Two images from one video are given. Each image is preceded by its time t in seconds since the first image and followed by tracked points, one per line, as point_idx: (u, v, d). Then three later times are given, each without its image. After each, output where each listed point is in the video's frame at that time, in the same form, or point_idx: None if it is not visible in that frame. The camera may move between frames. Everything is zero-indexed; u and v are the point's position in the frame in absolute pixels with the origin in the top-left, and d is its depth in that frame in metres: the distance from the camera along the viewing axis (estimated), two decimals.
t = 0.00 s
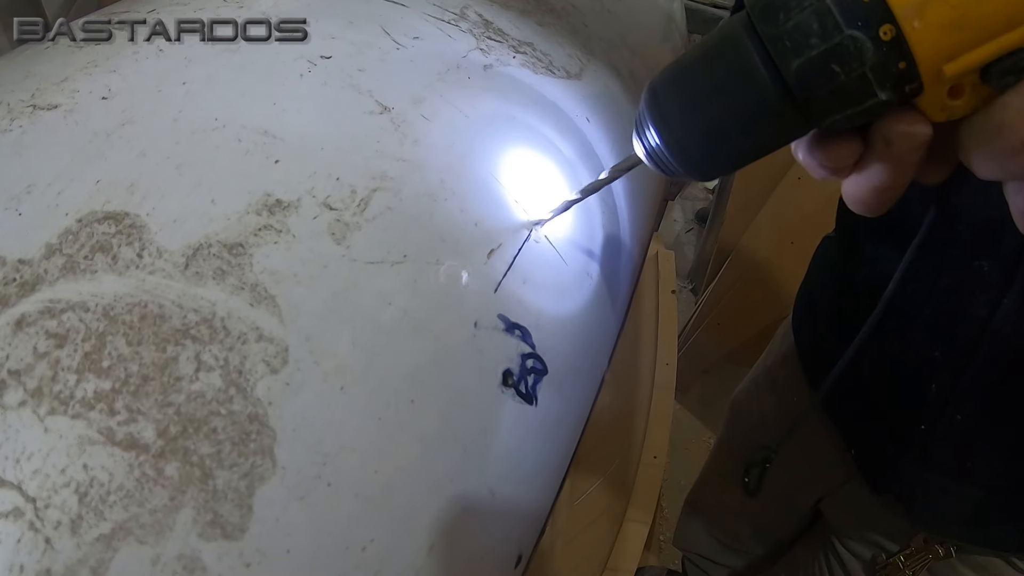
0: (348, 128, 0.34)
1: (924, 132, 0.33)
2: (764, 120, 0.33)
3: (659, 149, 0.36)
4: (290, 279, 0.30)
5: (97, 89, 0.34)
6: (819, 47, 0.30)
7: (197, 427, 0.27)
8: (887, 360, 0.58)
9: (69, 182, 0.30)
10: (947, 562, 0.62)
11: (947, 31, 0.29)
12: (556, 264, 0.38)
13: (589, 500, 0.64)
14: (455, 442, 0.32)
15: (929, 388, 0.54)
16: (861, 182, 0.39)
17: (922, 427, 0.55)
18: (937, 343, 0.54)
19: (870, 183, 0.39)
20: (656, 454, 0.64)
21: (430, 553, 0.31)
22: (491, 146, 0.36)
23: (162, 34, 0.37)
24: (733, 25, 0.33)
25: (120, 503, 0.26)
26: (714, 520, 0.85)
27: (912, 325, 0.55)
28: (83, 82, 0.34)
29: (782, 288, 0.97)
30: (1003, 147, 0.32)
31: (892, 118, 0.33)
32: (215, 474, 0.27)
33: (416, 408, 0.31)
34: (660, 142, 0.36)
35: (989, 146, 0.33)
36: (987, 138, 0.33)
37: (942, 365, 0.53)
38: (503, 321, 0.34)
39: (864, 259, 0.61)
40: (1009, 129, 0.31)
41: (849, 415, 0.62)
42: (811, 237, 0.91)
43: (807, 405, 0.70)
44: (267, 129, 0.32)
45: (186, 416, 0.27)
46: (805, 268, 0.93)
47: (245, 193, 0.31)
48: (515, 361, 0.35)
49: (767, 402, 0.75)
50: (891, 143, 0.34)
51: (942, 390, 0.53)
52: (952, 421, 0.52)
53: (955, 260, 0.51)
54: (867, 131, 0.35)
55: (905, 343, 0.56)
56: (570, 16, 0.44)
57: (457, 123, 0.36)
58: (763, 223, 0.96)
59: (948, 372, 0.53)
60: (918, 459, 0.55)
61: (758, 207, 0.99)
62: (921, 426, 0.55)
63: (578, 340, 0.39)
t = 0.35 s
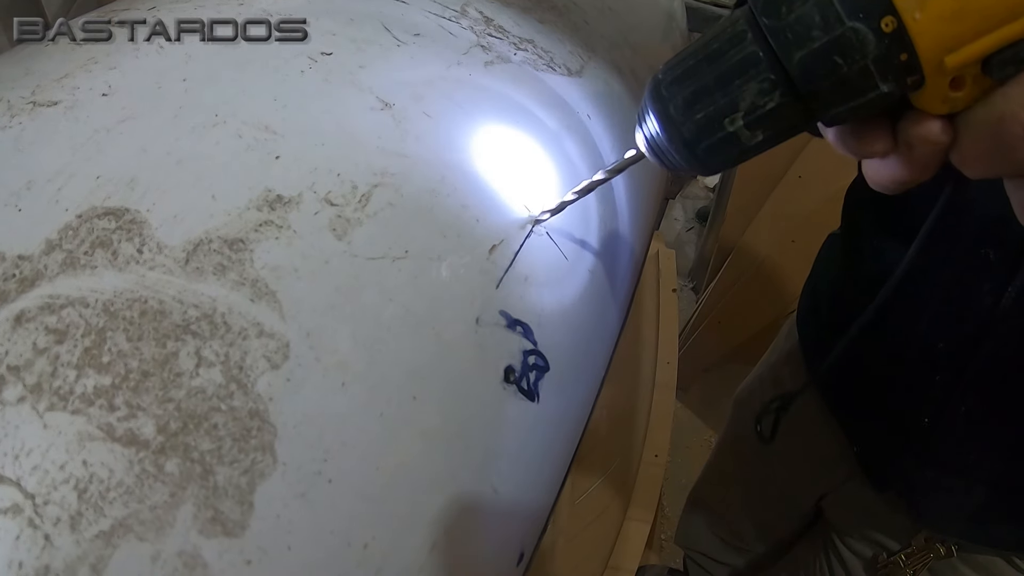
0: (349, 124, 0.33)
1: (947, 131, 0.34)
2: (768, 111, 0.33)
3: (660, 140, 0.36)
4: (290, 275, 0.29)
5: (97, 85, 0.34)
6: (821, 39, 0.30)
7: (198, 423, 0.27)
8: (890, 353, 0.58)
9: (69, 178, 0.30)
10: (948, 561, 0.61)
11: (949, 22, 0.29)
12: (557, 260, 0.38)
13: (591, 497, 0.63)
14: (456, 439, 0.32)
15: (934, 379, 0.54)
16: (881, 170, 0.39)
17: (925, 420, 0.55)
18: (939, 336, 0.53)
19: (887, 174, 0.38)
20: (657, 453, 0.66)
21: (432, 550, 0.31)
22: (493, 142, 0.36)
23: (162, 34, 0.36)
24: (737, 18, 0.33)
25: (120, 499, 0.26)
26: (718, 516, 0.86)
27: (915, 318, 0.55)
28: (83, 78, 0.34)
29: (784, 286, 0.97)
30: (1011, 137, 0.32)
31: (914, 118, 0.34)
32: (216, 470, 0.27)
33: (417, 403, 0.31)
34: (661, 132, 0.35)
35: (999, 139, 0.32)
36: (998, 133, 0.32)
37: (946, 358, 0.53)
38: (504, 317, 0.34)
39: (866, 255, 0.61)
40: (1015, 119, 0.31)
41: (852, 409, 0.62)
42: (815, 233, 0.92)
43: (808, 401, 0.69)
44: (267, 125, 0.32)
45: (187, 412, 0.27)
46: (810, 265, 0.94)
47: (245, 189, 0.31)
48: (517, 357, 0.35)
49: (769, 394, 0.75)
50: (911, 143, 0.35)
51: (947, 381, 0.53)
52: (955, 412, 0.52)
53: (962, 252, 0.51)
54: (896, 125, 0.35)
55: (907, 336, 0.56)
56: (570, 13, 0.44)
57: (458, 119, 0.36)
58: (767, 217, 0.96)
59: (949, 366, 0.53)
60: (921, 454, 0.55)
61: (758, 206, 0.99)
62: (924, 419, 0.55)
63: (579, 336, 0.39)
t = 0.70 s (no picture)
0: (352, 118, 0.33)
1: (956, 122, 0.34)
2: (770, 108, 0.33)
3: (663, 137, 0.36)
4: (293, 269, 0.29)
5: (99, 80, 0.33)
6: (825, 33, 0.31)
7: (201, 417, 0.27)
8: (897, 350, 0.58)
9: (72, 171, 0.30)
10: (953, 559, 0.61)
11: (953, 14, 0.29)
12: (561, 257, 0.37)
13: (591, 497, 0.63)
14: (460, 434, 0.32)
15: (940, 374, 0.54)
16: (886, 164, 0.39)
17: (932, 416, 0.55)
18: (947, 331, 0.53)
19: (897, 171, 0.39)
20: (658, 451, 0.64)
21: (435, 546, 0.31)
22: (495, 138, 0.36)
23: (162, 34, 0.36)
24: (737, 14, 0.33)
25: (123, 494, 0.25)
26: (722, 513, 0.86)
27: (922, 313, 0.55)
28: (86, 73, 0.34)
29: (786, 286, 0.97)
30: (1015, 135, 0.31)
31: (926, 109, 0.34)
32: (219, 465, 0.26)
33: (421, 398, 0.30)
34: (663, 127, 0.35)
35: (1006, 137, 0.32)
36: (1004, 129, 0.32)
37: (953, 351, 0.53)
38: (508, 313, 0.34)
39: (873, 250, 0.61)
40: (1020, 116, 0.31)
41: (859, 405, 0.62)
42: (819, 230, 0.92)
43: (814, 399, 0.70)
44: (270, 119, 0.32)
45: (189, 405, 0.27)
46: (814, 264, 0.94)
47: (249, 183, 0.30)
48: (521, 352, 0.35)
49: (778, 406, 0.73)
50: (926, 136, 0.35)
51: (953, 377, 0.53)
52: (962, 407, 0.52)
53: (970, 248, 0.51)
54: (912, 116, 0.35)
55: (915, 331, 0.56)
56: (572, 10, 0.44)
57: (461, 114, 0.36)
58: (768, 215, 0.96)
59: (959, 358, 0.53)
60: (929, 451, 0.55)
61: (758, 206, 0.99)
62: (931, 415, 0.55)
63: (583, 331, 0.39)
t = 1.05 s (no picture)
0: (354, 116, 0.33)
1: (957, 121, 0.34)
2: (769, 107, 0.33)
3: (665, 134, 0.36)
4: (296, 267, 0.29)
5: (102, 79, 0.33)
6: (828, 32, 0.31)
7: (204, 414, 0.27)
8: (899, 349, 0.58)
9: (74, 170, 0.30)
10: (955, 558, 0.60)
11: (955, 14, 0.29)
12: (563, 255, 0.37)
13: (592, 495, 0.63)
14: (462, 432, 0.32)
15: (945, 368, 0.54)
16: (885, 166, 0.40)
17: (938, 412, 0.55)
18: (952, 326, 0.53)
19: (894, 169, 0.39)
20: (659, 450, 0.65)
21: (438, 543, 0.31)
22: (498, 136, 0.36)
23: (162, 34, 0.36)
24: (740, 12, 0.33)
25: (126, 491, 0.25)
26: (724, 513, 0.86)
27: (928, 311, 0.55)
28: (88, 72, 0.34)
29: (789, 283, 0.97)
30: (1015, 135, 0.32)
31: (926, 109, 0.34)
32: (222, 463, 0.26)
33: (423, 396, 0.30)
34: (664, 125, 0.36)
35: (1006, 137, 0.32)
36: (1004, 130, 0.32)
37: (957, 347, 0.53)
38: (510, 311, 0.34)
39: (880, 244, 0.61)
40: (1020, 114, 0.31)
41: (863, 402, 0.62)
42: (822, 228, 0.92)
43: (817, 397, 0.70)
44: (273, 118, 0.32)
45: (192, 403, 0.27)
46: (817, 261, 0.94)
47: (251, 181, 0.31)
48: (523, 351, 0.35)
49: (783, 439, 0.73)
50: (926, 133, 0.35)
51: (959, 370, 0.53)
52: (967, 402, 0.53)
53: (971, 248, 0.52)
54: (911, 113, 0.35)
55: (921, 328, 0.56)
56: (573, 9, 0.45)
57: (463, 113, 0.36)
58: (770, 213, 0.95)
59: (964, 354, 0.53)
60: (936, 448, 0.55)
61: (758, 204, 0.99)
62: (937, 410, 0.55)
63: (585, 328, 0.39)
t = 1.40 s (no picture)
0: (352, 114, 0.33)
1: (954, 117, 0.34)
2: (770, 103, 0.33)
3: (663, 127, 0.36)
4: (293, 264, 0.29)
5: (100, 77, 0.33)
6: (829, 28, 0.30)
7: (200, 412, 0.27)
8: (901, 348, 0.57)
9: (71, 168, 0.30)
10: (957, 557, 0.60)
11: (954, 11, 0.29)
12: (562, 252, 0.37)
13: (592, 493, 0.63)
14: (461, 430, 0.31)
15: (947, 364, 0.54)
16: (877, 157, 0.40)
17: (941, 406, 0.55)
18: (954, 320, 0.53)
19: (891, 163, 0.39)
20: (659, 449, 0.65)
21: (436, 541, 0.31)
22: (496, 133, 0.36)
23: (162, 34, 0.36)
24: (740, 9, 0.33)
25: (122, 489, 0.25)
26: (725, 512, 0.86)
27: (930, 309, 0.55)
28: (85, 70, 0.34)
29: (790, 281, 0.97)
30: (1015, 128, 0.32)
31: (923, 106, 0.34)
32: (219, 460, 0.26)
33: (422, 394, 0.30)
34: (664, 118, 0.35)
35: (1006, 129, 0.32)
36: (1003, 123, 0.32)
37: (959, 343, 0.53)
38: (508, 308, 0.34)
39: (883, 237, 0.61)
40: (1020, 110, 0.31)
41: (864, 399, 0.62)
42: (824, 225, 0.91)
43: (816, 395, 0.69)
44: (270, 115, 0.32)
45: (189, 401, 0.27)
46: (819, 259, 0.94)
47: (249, 178, 0.30)
48: (522, 349, 0.34)
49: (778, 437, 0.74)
50: (923, 128, 0.35)
51: (961, 367, 0.53)
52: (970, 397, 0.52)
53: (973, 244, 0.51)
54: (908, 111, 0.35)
55: (923, 326, 0.55)
56: (572, 6, 0.45)
57: (461, 110, 0.36)
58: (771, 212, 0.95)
59: (965, 350, 0.52)
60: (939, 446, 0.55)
61: (759, 203, 0.99)
62: (939, 405, 0.55)
63: (584, 326, 0.38)
